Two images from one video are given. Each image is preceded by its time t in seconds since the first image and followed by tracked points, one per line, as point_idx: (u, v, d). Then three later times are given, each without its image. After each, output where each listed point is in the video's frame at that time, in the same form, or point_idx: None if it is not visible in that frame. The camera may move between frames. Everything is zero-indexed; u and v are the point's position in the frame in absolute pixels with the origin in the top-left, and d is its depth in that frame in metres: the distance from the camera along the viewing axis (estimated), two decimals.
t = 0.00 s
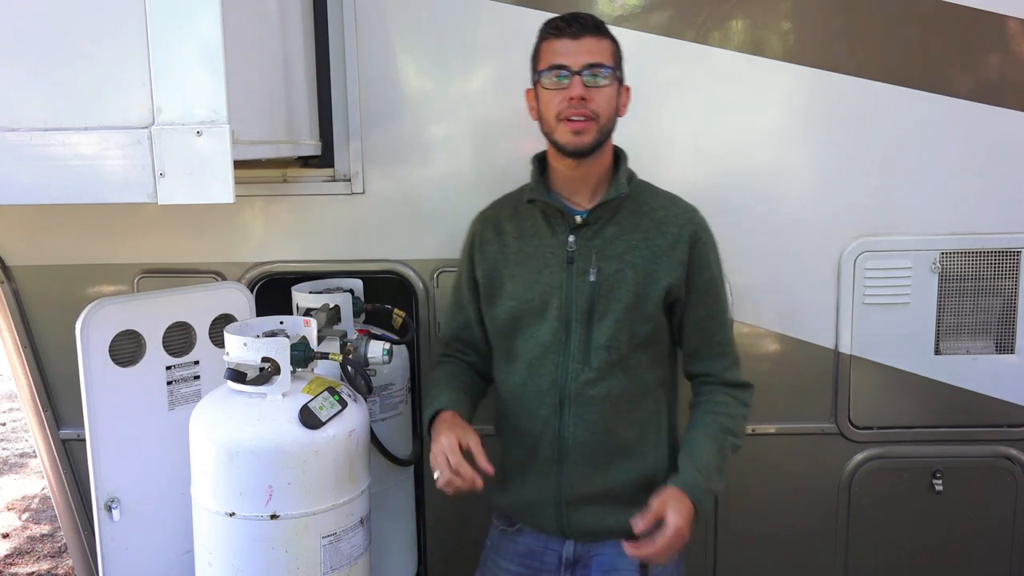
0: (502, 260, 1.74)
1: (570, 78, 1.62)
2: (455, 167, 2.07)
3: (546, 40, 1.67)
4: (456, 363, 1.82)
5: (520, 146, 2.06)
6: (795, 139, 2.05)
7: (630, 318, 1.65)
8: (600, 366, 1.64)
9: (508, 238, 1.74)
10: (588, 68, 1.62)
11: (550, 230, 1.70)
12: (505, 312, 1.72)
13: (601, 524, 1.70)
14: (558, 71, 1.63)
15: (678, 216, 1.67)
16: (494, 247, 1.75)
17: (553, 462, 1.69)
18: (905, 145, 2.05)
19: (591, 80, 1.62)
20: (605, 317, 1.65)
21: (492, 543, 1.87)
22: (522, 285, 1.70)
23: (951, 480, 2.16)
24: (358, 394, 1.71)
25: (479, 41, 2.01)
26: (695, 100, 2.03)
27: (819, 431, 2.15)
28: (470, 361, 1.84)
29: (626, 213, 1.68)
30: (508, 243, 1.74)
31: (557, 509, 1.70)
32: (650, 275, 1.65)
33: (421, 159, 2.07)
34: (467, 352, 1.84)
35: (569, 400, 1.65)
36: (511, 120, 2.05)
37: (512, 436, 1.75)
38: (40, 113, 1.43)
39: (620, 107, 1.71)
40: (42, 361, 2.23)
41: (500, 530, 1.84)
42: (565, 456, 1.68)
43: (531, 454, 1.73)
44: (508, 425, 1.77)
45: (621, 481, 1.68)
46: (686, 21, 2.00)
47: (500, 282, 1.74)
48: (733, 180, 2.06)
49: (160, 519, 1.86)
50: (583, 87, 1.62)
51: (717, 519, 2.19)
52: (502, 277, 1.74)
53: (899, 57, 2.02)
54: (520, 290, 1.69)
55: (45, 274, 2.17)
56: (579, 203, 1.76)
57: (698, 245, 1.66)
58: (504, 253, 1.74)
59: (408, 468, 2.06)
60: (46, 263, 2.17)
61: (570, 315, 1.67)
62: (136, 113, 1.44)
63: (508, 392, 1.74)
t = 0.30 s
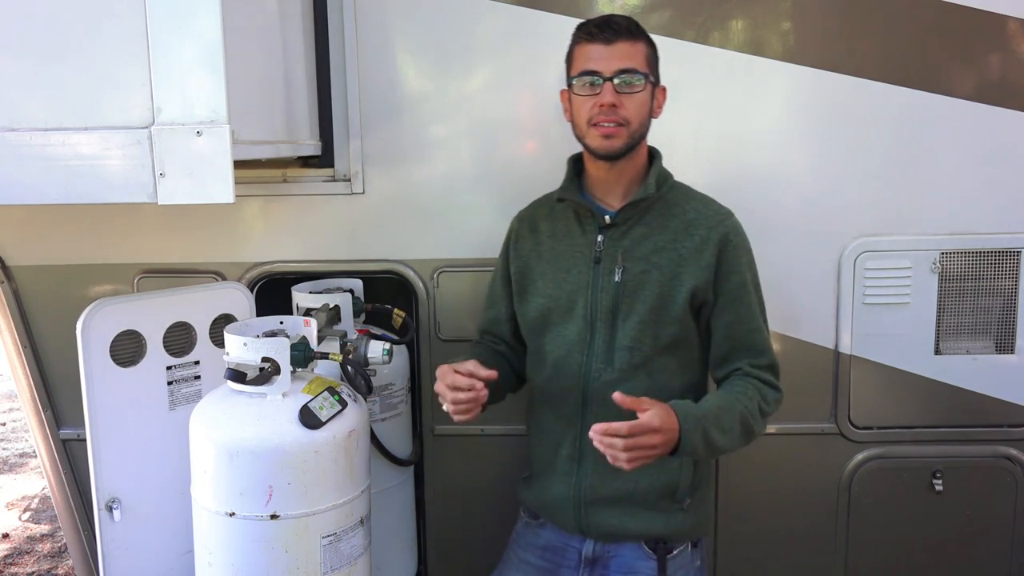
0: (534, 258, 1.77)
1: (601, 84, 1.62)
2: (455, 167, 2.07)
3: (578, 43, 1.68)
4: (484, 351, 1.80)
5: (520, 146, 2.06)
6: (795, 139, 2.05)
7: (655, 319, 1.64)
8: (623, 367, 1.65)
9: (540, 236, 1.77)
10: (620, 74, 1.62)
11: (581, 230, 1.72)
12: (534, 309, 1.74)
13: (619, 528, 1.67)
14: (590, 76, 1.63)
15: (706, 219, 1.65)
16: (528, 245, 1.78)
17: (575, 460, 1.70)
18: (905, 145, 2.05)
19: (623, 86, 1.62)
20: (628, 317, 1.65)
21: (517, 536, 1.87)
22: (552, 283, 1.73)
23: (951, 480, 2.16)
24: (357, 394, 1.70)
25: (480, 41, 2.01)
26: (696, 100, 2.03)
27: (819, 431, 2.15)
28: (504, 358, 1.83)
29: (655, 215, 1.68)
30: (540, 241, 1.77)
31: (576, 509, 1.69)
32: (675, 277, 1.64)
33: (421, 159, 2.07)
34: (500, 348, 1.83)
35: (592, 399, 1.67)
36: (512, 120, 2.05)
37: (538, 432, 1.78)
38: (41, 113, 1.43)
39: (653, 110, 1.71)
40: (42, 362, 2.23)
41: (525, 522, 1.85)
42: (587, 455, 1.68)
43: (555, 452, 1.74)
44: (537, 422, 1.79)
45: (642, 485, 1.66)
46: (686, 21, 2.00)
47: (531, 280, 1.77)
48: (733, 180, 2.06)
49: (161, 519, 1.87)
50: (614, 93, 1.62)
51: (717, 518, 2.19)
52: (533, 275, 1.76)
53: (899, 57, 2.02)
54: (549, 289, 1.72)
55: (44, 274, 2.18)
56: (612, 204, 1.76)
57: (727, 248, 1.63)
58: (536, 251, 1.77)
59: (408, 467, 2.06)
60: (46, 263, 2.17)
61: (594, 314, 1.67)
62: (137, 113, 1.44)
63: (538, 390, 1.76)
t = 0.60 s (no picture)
0: (546, 258, 1.76)
1: (600, 90, 1.64)
2: (455, 167, 2.07)
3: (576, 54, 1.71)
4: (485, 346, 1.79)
5: (520, 146, 2.06)
6: (795, 140, 2.05)
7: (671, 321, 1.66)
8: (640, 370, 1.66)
9: (553, 237, 1.77)
10: (616, 78, 1.64)
11: (596, 232, 1.73)
12: (546, 311, 1.74)
13: (635, 529, 1.67)
14: (588, 85, 1.66)
15: (723, 223, 1.68)
16: (540, 245, 1.78)
17: (589, 463, 1.70)
18: (905, 146, 2.05)
19: (621, 90, 1.64)
20: (645, 321, 1.67)
21: (527, 541, 1.87)
22: (565, 284, 1.73)
23: (951, 480, 2.17)
24: (357, 394, 1.70)
25: (480, 41, 2.01)
26: (695, 100, 2.03)
27: (819, 431, 2.15)
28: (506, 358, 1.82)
29: (671, 218, 1.70)
30: (552, 242, 1.77)
31: (591, 511, 1.69)
32: (692, 280, 1.66)
33: (422, 160, 2.07)
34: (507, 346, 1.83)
35: (608, 401, 1.67)
36: (512, 120, 2.05)
37: (549, 435, 1.78)
38: (41, 113, 1.43)
39: (657, 110, 1.72)
40: (42, 362, 2.23)
41: (536, 527, 1.84)
42: (602, 456, 1.68)
43: (568, 454, 1.74)
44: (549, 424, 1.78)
45: (658, 486, 1.67)
46: (686, 21, 2.00)
47: (542, 281, 1.76)
48: (733, 179, 2.06)
49: (161, 519, 1.87)
50: (612, 99, 1.64)
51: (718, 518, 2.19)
52: (544, 277, 1.76)
53: (899, 57, 2.02)
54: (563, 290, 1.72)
55: (44, 274, 2.18)
56: (630, 208, 1.78)
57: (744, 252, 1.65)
58: (548, 252, 1.77)
59: (408, 467, 2.06)
60: (45, 263, 2.17)
61: (611, 317, 1.68)
62: (137, 113, 1.44)
63: (552, 392, 1.77)
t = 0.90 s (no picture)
0: (544, 256, 1.76)
1: (580, 96, 1.66)
2: (455, 167, 2.07)
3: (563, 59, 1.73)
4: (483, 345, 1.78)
5: (520, 146, 2.06)
6: (795, 140, 2.05)
7: (670, 320, 1.66)
8: (639, 369, 1.65)
9: (552, 234, 1.77)
10: (595, 84, 1.65)
11: (595, 230, 1.73)
12: (545, 309, 1.73)
13: (632, 530, 1.67)
14: (570, 91, 1.68)
15: (725, 222, 1.68)
16: (538, 241, 1.77)
17: (587, 463, 1.69)
18: (905, 146, 2.05)
19: (599, 96, 1.65)
20: (645, 319, 1.66)
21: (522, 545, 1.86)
22: (563, 282, 1.72)
23: (951, 480, 2.16)
24: (357, 394, 1.70)
25: (480, 41, 2.01)
26: (695, 100, 2.03)
27: (819, 431, 2.15)
28: (499, 357, 1.82)
29: (671, 217, 1.70)
30: (551, 240, 1.76)
31: (589, 512, 1.68)
32: (692, 279, 1.66)
33: (422, 159, 2.07)
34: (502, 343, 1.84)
35: (606, 401, 1.66)
36: (512, 120, 2.05)
37: (544, 437, 1.76)
38: (41, 113, 1.43)
39: (647, 112, 1.70)
40: (42, 362, 2.23)
41: (531, 531, 1.83)
42: (600, 456, 1.68)
43: (564, 454, 1.73)
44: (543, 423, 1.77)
45: (656, 486, 1.67)
46: (686, 21, 2.00)
47: (540, 278, 1.75)
48: (733, 179, 2.06)
49: (160, 519, 1.87)
50: (591, 105, 1.65)
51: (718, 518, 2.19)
52: (542, 274, 1.75)
53: (899, 57, 2.02)
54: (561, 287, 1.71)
55: (44, 274, 2.18)
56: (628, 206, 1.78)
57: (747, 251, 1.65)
58: (547, 250, 1.76)
59: (408, 467, 2.06)
60: (45, 263, 2.17)
61: (610, 315, 1.68)
62: (136, 113, 1.44)
63: (548, 391, 1.75)
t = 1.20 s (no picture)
0: (536, 256, 1.74)
1: (570, 105, 1.67)
2: (455, 167, 2.07)
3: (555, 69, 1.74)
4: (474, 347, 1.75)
5: (519, 146, 2.06)
6: (795, 140, 2.05)
7: (660, 327, 1.63)
8: (622, 375, 1.63)
9: (545, 234, 1.75)
10: (585, 91, 1.65)
11: (589, 231, 1.72)
12: (534, 310, 1.71)
13: (613, 538, 1.65)
14: (560, 100, 1.69)
15: (719, 236, 1.66)
16: (531, 241, 1.76)
17: (567, 468, 1.66)
18: (905, 146, 2.05)
19: (588, 103, 1.64)
20: (632, 325, 1.63)
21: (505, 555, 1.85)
22: (553, 282, 1.70)
23: (951, 480, 2.16)
24: (357, 394, 1.70)
25: (480, 41, 2.01)
26: (695, 100, 2.03)
27: (818, 431, 2.14)
28: (498, 359, 1.81)
29: (666, 225, 1.67)
30: (544, 240, 1.75)
31: (568, 518, 1.65)
32: (682, 288, 1.64)
33: (421, 160, 2.07)
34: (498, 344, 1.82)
35: (588, 405, 1.64)
36: (512, 120, 2.05)
37: (525, 440, 1.74)
38: (41, 113, 1.43)
39: (640, 116, 1.69)
40: (43, 361, 2.23)
41: (513, 542, 1.81)
42: (580, 462, 1.65)
43: (544, 458, 1.70)
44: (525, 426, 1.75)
45: (638, 493, 1.64)
46: (686, 21, 2.00)
47: (530, 278, 1.74)
48: (732, 179, 2.06)
49: (161, 519, 1.87)
50: (582, 112, 1.65)
51: (717, 518, 2.19)
52: (533, 275, 1.73)
53: (899, 57, 2.02)
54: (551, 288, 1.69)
55: (44, 273, 2.18)
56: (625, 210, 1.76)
57: (739, 267, 1.63)
58: (540, 250, 1.74)
59: (408, 467, 2.06)
60: (46, 263, 2.17)
61: (597, 319, 1.65)
62: (136, 113, 1.44)
63: (531, 394, 1.73)
